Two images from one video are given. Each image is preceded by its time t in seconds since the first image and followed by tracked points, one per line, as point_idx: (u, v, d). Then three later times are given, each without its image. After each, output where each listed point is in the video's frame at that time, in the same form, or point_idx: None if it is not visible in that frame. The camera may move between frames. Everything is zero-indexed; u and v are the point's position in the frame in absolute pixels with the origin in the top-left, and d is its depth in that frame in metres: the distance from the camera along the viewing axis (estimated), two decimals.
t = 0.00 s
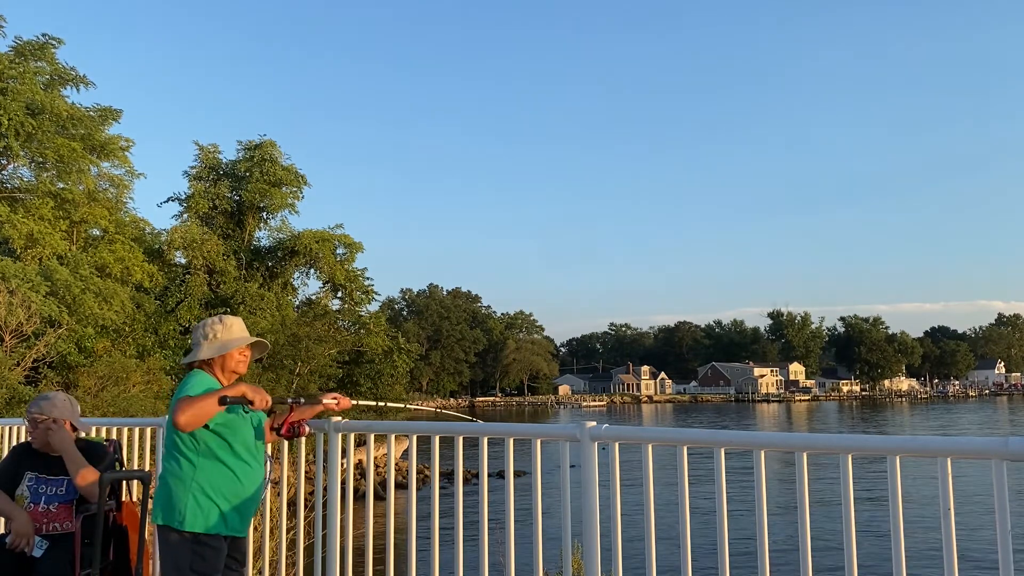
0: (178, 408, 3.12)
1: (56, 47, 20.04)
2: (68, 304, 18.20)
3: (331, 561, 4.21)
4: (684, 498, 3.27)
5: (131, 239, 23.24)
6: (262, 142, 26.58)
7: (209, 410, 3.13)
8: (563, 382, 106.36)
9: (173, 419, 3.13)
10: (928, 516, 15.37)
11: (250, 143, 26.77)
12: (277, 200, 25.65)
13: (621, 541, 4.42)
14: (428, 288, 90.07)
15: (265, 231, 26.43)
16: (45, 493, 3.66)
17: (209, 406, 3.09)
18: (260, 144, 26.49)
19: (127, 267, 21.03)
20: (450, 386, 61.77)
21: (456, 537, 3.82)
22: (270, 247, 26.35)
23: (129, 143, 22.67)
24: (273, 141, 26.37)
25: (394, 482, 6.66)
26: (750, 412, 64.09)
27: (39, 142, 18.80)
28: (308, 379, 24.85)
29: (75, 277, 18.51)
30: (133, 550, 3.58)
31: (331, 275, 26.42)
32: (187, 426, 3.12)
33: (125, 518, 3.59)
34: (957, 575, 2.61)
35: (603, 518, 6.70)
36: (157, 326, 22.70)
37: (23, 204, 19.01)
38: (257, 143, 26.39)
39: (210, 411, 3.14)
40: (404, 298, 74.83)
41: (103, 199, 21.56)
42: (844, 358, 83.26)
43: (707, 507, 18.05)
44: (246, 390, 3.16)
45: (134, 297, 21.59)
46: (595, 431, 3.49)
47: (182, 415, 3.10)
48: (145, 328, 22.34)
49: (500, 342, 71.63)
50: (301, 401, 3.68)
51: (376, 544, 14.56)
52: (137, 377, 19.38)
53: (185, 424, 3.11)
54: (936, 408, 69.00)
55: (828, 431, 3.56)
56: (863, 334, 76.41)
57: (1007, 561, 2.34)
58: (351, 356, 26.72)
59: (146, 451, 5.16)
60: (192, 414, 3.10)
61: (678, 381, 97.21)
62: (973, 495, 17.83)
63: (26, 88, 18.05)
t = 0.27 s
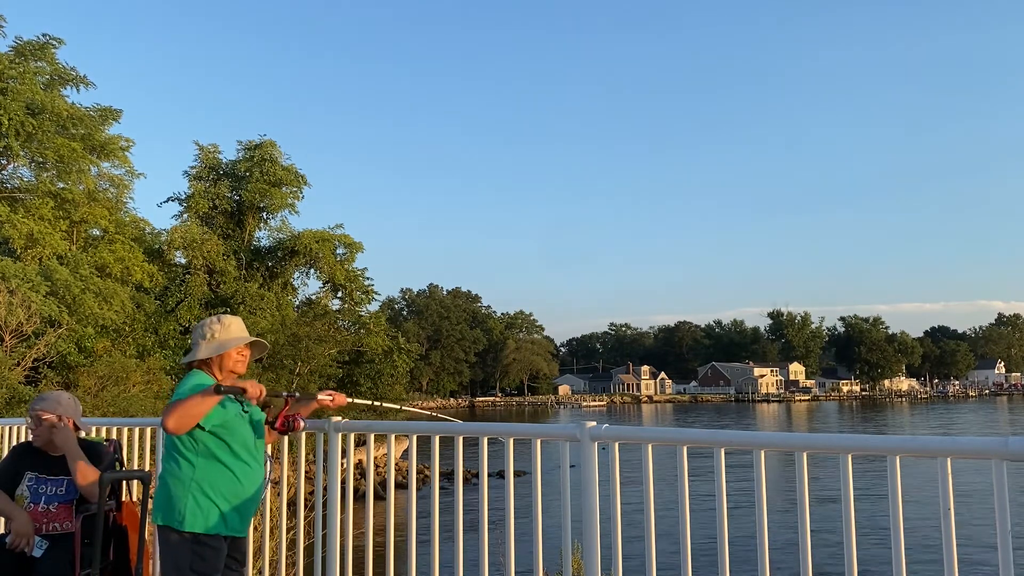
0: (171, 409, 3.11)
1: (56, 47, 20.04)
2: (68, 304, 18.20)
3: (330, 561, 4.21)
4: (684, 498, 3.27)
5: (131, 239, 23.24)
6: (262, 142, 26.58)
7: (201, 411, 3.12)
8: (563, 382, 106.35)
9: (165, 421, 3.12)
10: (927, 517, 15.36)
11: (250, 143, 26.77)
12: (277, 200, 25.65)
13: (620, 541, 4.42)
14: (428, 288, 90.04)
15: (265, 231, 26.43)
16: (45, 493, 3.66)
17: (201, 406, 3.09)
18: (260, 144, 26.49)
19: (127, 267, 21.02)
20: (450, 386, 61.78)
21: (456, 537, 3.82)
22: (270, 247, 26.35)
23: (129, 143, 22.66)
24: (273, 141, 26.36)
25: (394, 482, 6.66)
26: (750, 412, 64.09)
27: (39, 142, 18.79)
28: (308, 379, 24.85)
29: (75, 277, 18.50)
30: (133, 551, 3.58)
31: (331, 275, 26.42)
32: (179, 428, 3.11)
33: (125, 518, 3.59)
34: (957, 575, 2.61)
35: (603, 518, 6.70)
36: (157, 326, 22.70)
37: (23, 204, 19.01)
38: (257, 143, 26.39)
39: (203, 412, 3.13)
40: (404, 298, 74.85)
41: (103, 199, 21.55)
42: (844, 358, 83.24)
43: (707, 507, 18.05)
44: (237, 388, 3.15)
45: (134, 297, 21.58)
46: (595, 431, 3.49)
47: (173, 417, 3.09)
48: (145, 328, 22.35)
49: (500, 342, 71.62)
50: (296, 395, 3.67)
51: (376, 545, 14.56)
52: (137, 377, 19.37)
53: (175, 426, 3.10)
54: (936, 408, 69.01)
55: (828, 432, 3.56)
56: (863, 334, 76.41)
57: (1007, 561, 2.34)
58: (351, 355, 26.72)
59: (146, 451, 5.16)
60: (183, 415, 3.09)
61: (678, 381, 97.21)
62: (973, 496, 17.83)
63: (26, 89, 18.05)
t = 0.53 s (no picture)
0: (166, 411, 3.12)
1: (56, 47, 20.04)
2: (68, 304, 18.20)
3: (330, 561, 4.21)
4: (684, 498, 3.28)
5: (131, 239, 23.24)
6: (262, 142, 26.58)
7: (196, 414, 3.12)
8: (564, 382, 106.31)
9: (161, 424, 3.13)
10: (928, 517, 15.35)
11: (250, 143, 26.76)
12: (277, 200, 25.65)
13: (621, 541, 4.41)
14: (428, 288, 90.00)
15: (265, 231, 26.43)
16: (45, 493, 3.66)
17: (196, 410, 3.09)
18: (260, 144, 26.48)
19: (127, 267, 21.02)
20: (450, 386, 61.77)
21: (456, 537, 3.82)
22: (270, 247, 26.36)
23: (129, 144, 22.66)
24: (273, 141, 26.36)
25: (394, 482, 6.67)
26: (750, 412, 64.09)
27: (39, 142, 18.78)
28: (308, 379, 24.85)
29: (75, 277, 18.49)
30: (133, 551, 3.58)
31: (331, 275, 26.41)
32: (175, 431, 3.11)
33: (125, 518, 3.59)
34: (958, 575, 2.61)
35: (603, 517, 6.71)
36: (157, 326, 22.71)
37: (23, 204, 19.02)
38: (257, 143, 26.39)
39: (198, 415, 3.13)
40: (404, 298, 74.89)
41: (103, 199, 21.56)
42: (844, 358, 83.22)
43: (707, 507, 18.05)
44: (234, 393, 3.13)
45: (134, 297, 21.58)
46: (595, 431, 3.49)
47: (170, 420, 3.10)
48: (145, 329, 22.35)
49: (500, 342, 71.61)
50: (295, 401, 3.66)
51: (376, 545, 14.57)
52: (137, 377, 19.38)
53: (171, 431, 3.11)
54: (936, 408, 69.02)
55: (829, 432, 3.56)
56: (863, 334, 76.39)
57: (1007, 561, 2.34)
58: (351, 355, 26.72)
59: (146, 451, 5.16)
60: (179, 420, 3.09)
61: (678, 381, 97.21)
62: (973, 496, 17.82)
63: (26, 88, 18.04)
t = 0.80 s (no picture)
0: (173, 409, 3.13)
1: (56, 47, 20.04)
2: (68, 304, 18.20)
3: (330, 561, 4.21)
4: (684, 498, 3.28)
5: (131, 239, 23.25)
6: (262, 142, 26.58)
7: (204, 412, 3.14)
8: (564, 382, 106.32)
9: (169, 420, 3.14)
10: (927, 517, 15.36)
11: (250, 143, 26.76)
12: (277, 200, 25.65)
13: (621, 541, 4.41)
14: (428, 288, 89.98)
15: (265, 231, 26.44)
16: (45, 493, 3.66)
17: (205, 407, 3.11)
18: (260, 144, 26.48)
19: (127, 267, 21.02)
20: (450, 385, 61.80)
21: (456, 537, 3.82)
22: (270, 247, 26.37)
23: (129, 144, 22.67)
24: (273, 141, 26.37)
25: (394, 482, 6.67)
26: (750, 412, 64.11)
27: (39, 142, 18.78)
28: (308, 379, 24.85)
29: (75, 276, 18.49)
30: (133, 551, 3.58)
31: (331, 275, 26.41)
32: (183, 427, 3.13)
33: (125, 518, 3.59)
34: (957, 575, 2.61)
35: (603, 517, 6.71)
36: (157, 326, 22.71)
37: (23, 204, 19.03)
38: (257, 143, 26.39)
39: (206, 413, 3.14)
40: (404, 298, 74.96)
41: (103, 199, 21.56)
42: (844, 358, 83.23)
43: (707, 507, 18.05)
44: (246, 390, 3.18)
45: (134, 297, 21.58)
46: (595, 431, 3.49)
47: (180, 416, 3.11)
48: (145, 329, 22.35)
49: (500, 342, 71.63)
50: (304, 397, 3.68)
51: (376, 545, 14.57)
52: (138, 377, 19.37)
53: (180, 427, 3.13)
54: (936, 408, 69.02)
55: (829, 432, 3.56)
56: (863, 335, 76.41)
57: (1007, 561, 2.34)
58: (351, 355, 26.72)
59: (146, 451, 5.16)
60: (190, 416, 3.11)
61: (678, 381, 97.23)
62: (973, 496, 17.82)
63: (26, 89, 18.04)
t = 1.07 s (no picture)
0: (192, 407, 3.11)
1: (56, 47, 20.04)
2: (69, 304, 18.20)
3: (330, 561, 4.21)
4: (685, 500, 3.28)
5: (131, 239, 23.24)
6: (262, 142, 26.58)
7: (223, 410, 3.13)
8: (564, 382, 106.31)
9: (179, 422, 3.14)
10: (928, 518, 15.34)
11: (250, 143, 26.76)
12: (277, 200, 25.65)
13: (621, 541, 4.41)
14: (428, 288, 89.97)
15: (265, 231, 26.44)
16: (45, 493, 3.67)
17: (226, 405, 3.09)
18: (260, 144, 26.48)
19: (127, 266, 21.02)
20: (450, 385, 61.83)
21: (456, 538, 3.82)
22: (270, 247, 26.38)
23: (129, 143, 22.67)
24: (273, 141, 26.36)
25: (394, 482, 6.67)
26: (750, 412, 64.12)
27: (39, 142, 18.79)
28: (308, 379, 24.86)
29: (75, 276, 18.49)
30: (133, 551, 3.58)
31: (331, 275, 26.42)
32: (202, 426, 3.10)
33: (125, 518, 3.59)
34: None
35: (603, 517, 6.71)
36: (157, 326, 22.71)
37: (23, 204, 19.06)
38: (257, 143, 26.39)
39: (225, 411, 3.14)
40: (404, 298, 75.01)
41: (103, 199, 21.56)
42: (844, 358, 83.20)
43: (707, 507, 18.06)
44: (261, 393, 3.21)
45: (134, 297, 21.58)
46: (595, 431, 3.49)
47: (199, 413, 3.09)
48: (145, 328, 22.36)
49: (500, 342, 71.65)
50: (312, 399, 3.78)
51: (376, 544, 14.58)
52: (138, 377, 19.37)
53: (199, 424, 3.09)
54: (936, 408, 69.02)
55: (829, 432, 3.56)
56: (863, 335, 76.39)
57: (1007, 562, 2.34)
58: (351, 355, 26.72)
59: (145, 451, 5.16)
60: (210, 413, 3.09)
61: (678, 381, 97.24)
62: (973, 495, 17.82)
63: (25, 89, 18.04)
